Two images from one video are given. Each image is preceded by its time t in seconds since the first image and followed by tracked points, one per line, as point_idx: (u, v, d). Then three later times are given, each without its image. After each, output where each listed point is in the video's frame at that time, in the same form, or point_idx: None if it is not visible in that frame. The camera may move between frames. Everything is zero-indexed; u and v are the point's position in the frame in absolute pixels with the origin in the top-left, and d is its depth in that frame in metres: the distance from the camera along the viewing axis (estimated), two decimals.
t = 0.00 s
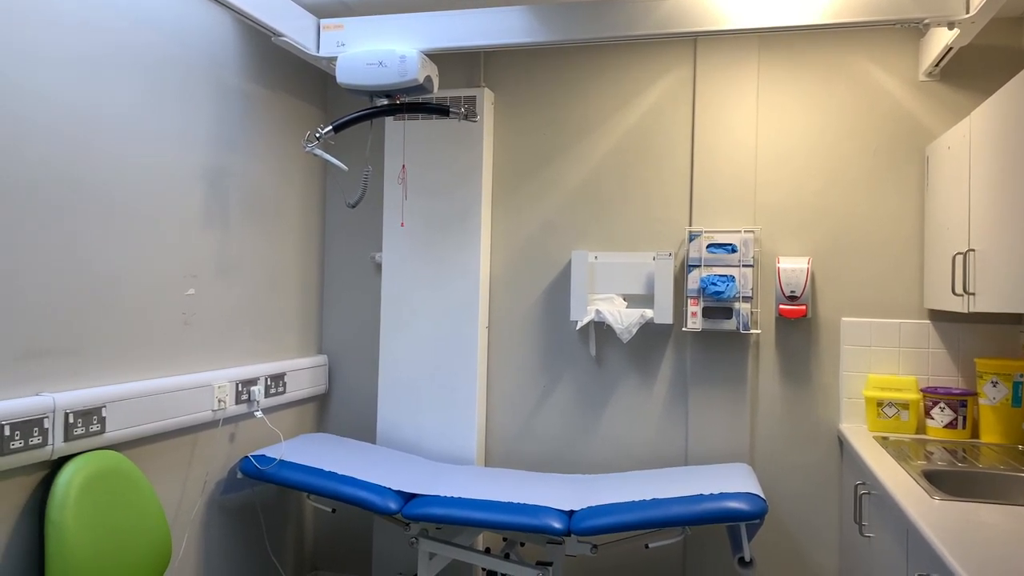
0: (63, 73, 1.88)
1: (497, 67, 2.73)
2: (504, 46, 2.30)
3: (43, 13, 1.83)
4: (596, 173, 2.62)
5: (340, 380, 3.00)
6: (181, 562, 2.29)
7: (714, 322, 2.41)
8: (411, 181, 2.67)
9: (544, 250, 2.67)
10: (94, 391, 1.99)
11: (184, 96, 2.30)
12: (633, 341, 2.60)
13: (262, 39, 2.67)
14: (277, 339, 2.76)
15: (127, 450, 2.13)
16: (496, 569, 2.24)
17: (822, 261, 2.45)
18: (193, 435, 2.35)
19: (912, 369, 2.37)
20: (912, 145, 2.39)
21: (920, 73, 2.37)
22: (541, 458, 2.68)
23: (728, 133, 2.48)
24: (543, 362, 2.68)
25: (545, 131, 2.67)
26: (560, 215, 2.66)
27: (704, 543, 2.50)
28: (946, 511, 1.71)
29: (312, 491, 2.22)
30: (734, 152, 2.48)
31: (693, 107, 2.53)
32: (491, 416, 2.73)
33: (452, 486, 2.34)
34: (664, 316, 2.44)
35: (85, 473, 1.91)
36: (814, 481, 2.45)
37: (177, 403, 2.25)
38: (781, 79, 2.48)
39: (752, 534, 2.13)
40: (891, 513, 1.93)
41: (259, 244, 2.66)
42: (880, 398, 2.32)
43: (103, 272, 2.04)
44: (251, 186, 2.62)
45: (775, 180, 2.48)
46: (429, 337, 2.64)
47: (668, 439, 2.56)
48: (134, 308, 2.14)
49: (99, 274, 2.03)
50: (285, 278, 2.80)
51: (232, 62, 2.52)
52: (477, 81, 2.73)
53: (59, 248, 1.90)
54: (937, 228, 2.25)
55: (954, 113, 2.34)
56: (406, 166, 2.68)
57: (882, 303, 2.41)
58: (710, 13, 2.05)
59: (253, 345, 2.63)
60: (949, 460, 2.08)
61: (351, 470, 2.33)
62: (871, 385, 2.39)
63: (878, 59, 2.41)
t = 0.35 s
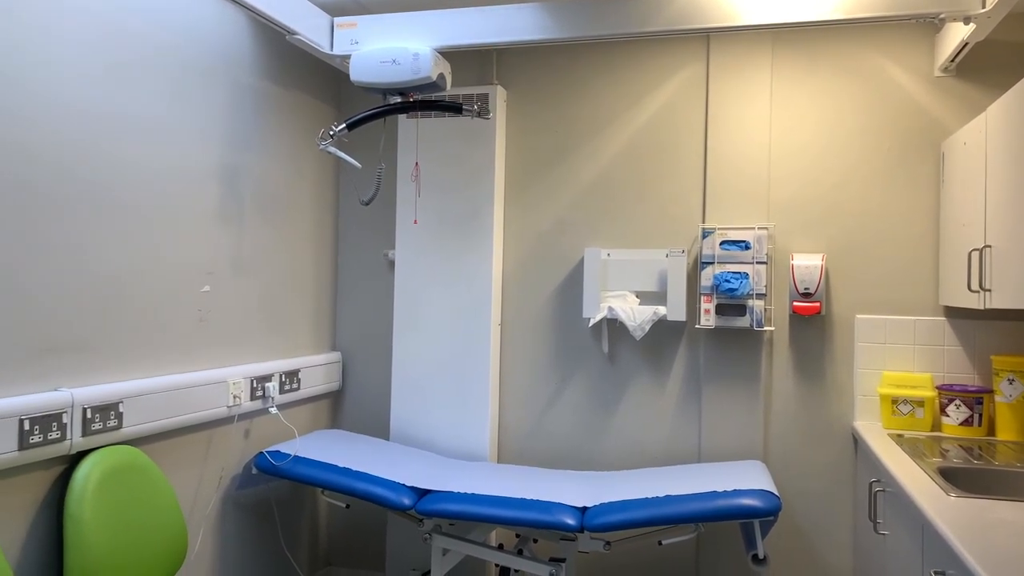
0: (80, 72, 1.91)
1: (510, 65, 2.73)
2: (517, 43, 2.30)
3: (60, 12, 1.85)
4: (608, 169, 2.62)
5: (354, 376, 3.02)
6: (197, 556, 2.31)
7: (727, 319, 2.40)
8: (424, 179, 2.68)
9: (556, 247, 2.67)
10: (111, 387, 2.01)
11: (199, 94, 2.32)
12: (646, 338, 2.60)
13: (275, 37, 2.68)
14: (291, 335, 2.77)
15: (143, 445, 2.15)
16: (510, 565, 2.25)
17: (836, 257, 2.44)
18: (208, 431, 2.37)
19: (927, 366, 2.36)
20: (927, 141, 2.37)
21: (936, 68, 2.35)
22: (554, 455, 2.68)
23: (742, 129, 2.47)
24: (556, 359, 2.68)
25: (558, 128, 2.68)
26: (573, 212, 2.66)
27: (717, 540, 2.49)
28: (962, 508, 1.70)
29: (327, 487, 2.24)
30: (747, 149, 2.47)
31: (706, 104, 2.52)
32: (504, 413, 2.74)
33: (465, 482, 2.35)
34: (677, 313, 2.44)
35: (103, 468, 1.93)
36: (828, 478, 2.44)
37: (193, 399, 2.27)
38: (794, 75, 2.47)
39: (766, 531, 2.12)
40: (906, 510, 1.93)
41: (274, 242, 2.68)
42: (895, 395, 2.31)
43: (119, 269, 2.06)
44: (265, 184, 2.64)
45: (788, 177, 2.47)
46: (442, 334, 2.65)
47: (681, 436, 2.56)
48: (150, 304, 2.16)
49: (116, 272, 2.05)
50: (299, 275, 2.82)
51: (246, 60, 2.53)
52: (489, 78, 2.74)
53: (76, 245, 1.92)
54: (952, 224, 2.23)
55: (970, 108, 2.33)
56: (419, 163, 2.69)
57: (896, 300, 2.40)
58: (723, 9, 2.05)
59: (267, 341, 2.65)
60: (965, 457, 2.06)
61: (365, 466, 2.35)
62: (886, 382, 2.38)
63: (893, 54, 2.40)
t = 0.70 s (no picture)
0: (97, 69, 1.92)
1: (523, 61, 2.73)
2: (531, 40, 2.30)
3: (78, 10, 1.86)
4: (622, 165, 2.62)
5: (368, 373, 3.03)
6: (213, 550, 2.33)
7: (742, 315, 2.40)
8: (438, 175, 2.68)
9: (570, 243, 2.67)
10: (129, 382, 2.03)
11: (214, 91, 2.33)
12: (661, 335, 2.59)
13: (290, 34, 2.69)
14: (306, 332, 2.79)
15: (160, 440, 2.17)
16: (524, 561, 2.25)
17: (852, 253, 2.43)
18: (224, 426, 2.39)
19: (944, 363, 2.34)
20: (944, 136, 2.36)
21: (953, 63, 2.33)
22: (568, 451, 2.68)
23: (756, 124, 2.46)
24: (570, 355, 2.68)
25: (571, 124, 2.67)
26: (587, 208, 2.66)
27: (732, 537, 2.49)
28: (979, 505, 1.69)
29: (342, 482, 2.25)
30: (762, 144, 2.46)
31: (720, 99, 2.51)
32: (517, 409, 2.74)
33: (479, 478, 2.36)
34: (691, 309, 2.43)
35: (121, 462, 1.95)
36: (843, 475, 2.43)
37: (209, 394, 2.28)
38: (810, 70, 2.46)
39: (780, 528, 2.12)
40: (922, 507, 1.92)
41: (288, 238, 2.69)
42: (911, 392, 2.30)
43: (136, 265, 2.07)
44: (280, 181, 2.65)
45: (803, 172, 2.46)
46: (455, 330, 2.65)
47: (695, 432, 2.56)
48: (166, 300, 2.18)
49: (133, 268, 2.07)
50: (313, 272, 2.83)
51: (261, 57, 2.54)
52: (503, 75, 2.74)
53: (93, 240, 1.94)
54: (969, 220, 2.22)
55: (987, 102, 2.31)
56: (433, 160, 2.69)
57: (913, 296, 2.38)
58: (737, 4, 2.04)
59: (282, 337, 2.66)
60: (982, 455, 2.05)
61: (379, 462, 2.36)
62: (901, 379, 2.36)
63: (909, 49, 2.38)
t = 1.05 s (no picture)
0: (115, 67, 1.94)
1: (537, 57, 2.73)
2: (545, 37, 2.31)
3: (96, 9, 1.88)
4: (637, 161, 2.61)
5: (382, 369, 3.04)
6: (230, 544, 2.35)
7: (756, 312, 2.39)
8: (452, 172, 2.69)
9: (584, 240, 2.67)
10: (147, 377, 2.04)
11: (230, 89, 2.35)
12: (675, 331, 2.59)
13: (305, 32, 2.71)
14: (321, 328, 2.80)
15: (178, 435, 2.18)
16: (538, 556, 2.26)
17: (868, 249, 2.42)
18: (240, 421, 2.40)
19: (961, 360, 2.33)
20: (961, 131, 2.34)
21: (970, 57, 2.32)
22: (582, 447, 2.69)
23: (771, 120, 2.46)
24: (583, 351, 2.68)
25: (585, 121, 2.67)
26: (601, 205, 2.65)
27: (747, 533, 2.48)
28: (997, 502, 1.68)
29: (357, 477, 2.26)
30: (777, 140, 2.45)
31: (735, 94, 2.50)
32: (531, 405, 2.74)
33: (494, 473, 2.36)
34: (706, 306, 2.43)
35: (140, 456, 1.97)
36: (859, 472, 2.42)
37: (225, 390, 2.30)
38: (825, 65, 2.44)
39: (796, 524, 2.11)
40: (939, 504, 1.91)
41: (303, 235, 2.71)
42: (927, 389, 2.28)
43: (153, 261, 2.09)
44: (295, 178, 2.66)
45: (818, 168, 2.45)
46: (469, 327, 2.66)
47: (709, 429, 2.55)
48: (183, 296, 2.20)
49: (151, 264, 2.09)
50: (328, 268, 2.84)
51: (276, 55, 2.56)
52: (517, 71, 2.74)
53: (111, 237, 1.95)
54: (987, 216, 2.20)
55: (1006, 97, 2.29)
56: (447, 157, 2.70)
57: (929, 293, 2.37)
58: None
59: (297, 333, 2.67)
60: (1000, 452, 2.03)
61: (394, 457, 2.37)
62: (918, 376, 2.35)
63: (926, 43, 2.37)
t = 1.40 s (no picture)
0: (132, 65, 1.96)
1: (551, 53, 2.73)
2: (559, 33, 2.31)
3: (114, 8, 1.90)
4: (651, 158, 2.61)
5: (396, 365, 3.05)
6: (246, 539, 2.36)
7: (772, 308, 2.38)
8: (466, 168, 2.69)
9: (598, 236, 2.67)
10: (164, 372, 2.06)
11: (245, 86, 2.36)
12: (689, 328, 2.58)
13: (320, 29, 2.72)
14: (335, 324, 2.81)
15: (195, 430, 2.20)
16: (552, 552, 2.26)
17: (884, 246, 2.40)
18: (256, 417, 2.42)
19: (978, 357, 2.31)
20: (979, 126, 2.32)
21: (988, 52, 2.30)
22: (597, 443, 2.69)
23: (786, 116, 2.45)
24: (597, 348, 2.68)
25: (599, 117, 2.67)
26: (615, 201, 2.65)
27: (761, 530, 2.48)
28: (1015, 499, 1.67)
29: (372, 473, 2.27)
30: (792, 136, 2.44)
31: (750, 90, 2.49)
32: (545, 401, 2.75)
33: (508, 469, 2.37)
34: (720, 302, 2.42)
35: (158, 451, 1.99)
36: (875, 469, 2.41)
37: (242, 385, 2.32)
38: (841, 60, 2.43)
39: (811, 521, 2.11)
40: (956, 501, 1.90)
41: (318, 232, 2.72)
42: (944, 385, 2.27)
43: (170, 258, 2.11)
44: (310, 175, 2.67)
45: (833, 164, 2.44)
46: (483, 323, 2.66)
47: (724, 425, 2.55)
48: (200, 292, 2.22)
49: (168, 261, 2.10)
50: (343, 264, 2.86)
51: (291, 52, 2.57)
52: (530, 67, 2.74)
53: (129, 234, 1.97)
54: (1004, 212, 2.18)
55: None
56: (461, 154, 2.70)
57: (946, 289, 2.35)
58: None
59: (312, 330, 2.69)
60: (1018, 449, 2.02)
61: (409, 453, 2.38)
62: (934, 373, 2.34)
63: (943, 38, 2.35)
